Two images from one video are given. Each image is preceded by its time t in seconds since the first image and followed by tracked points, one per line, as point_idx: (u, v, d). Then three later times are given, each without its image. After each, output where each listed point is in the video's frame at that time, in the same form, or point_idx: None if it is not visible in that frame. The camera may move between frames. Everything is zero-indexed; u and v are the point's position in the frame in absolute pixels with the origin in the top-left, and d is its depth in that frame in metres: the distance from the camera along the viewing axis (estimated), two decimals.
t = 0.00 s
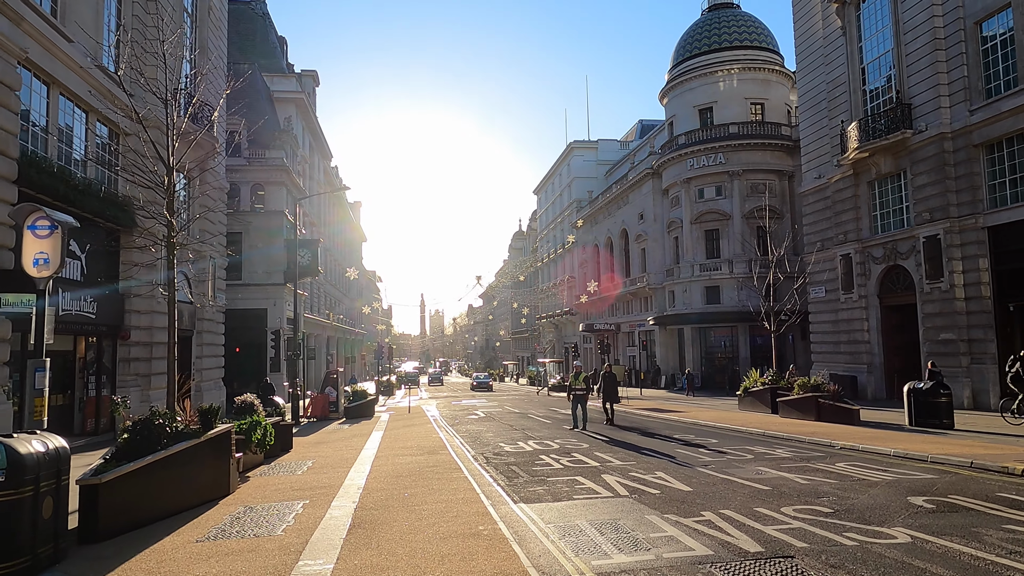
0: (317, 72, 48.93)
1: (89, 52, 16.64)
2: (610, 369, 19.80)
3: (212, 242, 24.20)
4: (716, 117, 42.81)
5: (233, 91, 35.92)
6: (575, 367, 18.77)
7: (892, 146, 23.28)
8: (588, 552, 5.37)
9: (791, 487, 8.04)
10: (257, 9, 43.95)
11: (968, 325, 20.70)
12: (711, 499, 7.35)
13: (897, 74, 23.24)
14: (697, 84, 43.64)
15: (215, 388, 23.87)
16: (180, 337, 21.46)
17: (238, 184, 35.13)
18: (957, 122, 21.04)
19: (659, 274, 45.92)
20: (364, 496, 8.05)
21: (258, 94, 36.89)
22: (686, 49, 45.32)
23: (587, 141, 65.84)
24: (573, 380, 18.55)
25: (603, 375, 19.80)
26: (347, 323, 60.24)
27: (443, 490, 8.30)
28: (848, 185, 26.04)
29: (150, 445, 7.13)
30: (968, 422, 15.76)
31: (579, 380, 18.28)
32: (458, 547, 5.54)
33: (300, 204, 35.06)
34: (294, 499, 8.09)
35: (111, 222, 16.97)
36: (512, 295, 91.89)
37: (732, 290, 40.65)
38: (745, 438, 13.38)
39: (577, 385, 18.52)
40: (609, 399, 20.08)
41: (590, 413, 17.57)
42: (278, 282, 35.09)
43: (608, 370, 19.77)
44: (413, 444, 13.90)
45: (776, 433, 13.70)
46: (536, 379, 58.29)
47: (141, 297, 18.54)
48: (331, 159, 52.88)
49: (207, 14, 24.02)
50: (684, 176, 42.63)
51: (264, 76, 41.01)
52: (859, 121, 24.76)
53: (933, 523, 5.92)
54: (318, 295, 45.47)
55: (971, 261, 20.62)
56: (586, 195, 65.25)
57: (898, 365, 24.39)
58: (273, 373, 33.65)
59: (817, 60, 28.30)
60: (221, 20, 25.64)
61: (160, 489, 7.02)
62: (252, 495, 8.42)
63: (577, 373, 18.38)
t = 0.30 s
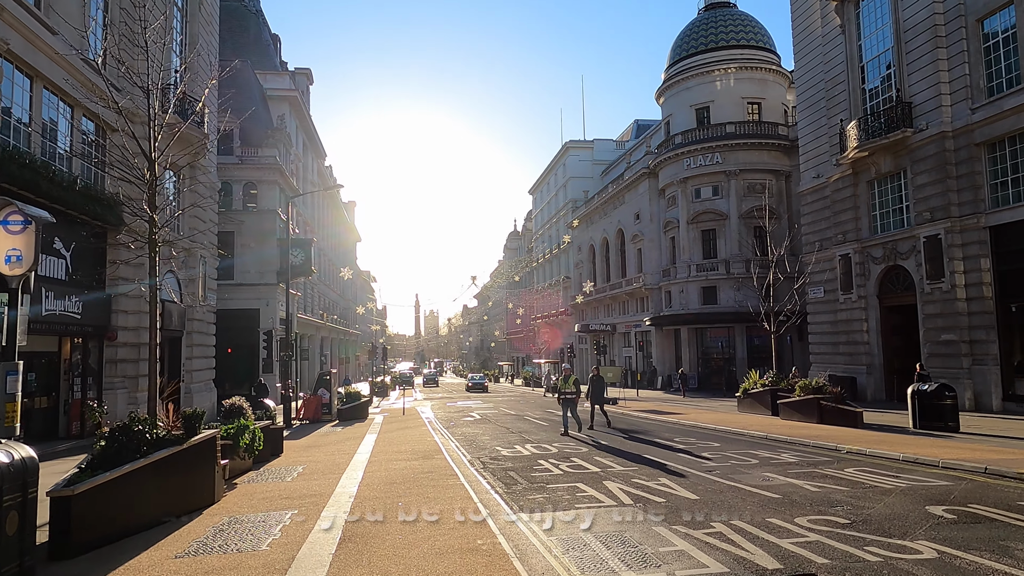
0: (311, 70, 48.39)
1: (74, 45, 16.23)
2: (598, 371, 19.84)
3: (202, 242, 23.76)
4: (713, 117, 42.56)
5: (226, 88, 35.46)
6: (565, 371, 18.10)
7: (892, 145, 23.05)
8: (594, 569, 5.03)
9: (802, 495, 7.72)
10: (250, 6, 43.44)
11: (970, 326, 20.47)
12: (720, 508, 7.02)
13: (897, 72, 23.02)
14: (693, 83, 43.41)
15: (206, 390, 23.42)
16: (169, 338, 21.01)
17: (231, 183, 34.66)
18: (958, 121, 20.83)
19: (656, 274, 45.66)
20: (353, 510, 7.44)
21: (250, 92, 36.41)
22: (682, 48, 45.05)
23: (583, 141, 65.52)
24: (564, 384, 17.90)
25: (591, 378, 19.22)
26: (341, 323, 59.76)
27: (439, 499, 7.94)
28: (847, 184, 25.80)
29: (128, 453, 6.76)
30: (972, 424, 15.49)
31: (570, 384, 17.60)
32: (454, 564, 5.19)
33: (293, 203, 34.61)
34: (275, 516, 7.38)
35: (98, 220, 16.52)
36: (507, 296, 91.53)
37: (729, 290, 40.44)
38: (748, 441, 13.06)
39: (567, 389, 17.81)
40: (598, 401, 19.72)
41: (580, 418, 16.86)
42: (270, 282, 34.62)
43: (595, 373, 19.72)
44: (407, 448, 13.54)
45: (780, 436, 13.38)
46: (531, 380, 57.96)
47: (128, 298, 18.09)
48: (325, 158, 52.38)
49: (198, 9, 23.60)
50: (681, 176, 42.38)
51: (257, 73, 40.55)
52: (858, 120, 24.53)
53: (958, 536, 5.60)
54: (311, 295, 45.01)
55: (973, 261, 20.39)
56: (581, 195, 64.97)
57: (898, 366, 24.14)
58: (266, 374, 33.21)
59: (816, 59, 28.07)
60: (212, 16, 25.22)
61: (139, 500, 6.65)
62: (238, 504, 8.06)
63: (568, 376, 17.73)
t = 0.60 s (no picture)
0: (302, 67, 47.89)
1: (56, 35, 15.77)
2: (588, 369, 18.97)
3: (191, 239, 23.30)
4: (707, 116, 42.38)
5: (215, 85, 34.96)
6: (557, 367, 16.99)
7: (889, 143, 22.89)
8: None
9: (812, 497, 7.40)
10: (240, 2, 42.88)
11: (967, 325, 20.32)
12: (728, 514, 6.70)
13: (894, 69, 22.84)
14: (687, 82, 43.25)
15: (194, 390, 22.93)
16: (156, 338, 20.54)
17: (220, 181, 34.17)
18: (956, 118, 20.67)
19: (649, 274, 45.47)
20: (352, 511, 7.32)
21: (240, 89, 35.94)
22: (676, 47, 44.85)
23: (576, 140, 65.29)
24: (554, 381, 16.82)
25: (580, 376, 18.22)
26: (333, 323, 59.25)
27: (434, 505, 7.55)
28: (843, 182, 25.61)
29: (104, 456, 6.39)
30: (974, 423, 15.27)
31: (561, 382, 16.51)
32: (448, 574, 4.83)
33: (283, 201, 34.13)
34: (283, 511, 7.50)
35: (81, 216, 16.02)
36: (499, 296, 91.18)
37: (723, 290, 40.29)
38: (749, 442, 12.77)
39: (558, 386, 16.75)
40: (584, 398, 19.17)
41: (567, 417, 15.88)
42: (261, 281, 34.09)
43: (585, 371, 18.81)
44: (399, 449, 13.17)
45: (781, 436, 13.09)
46: (524, 381, 57.64)
47: (112, 296, 17.58)
48: (317, 157, 51.89)
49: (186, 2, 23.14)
50: (675, 175, 42.18)
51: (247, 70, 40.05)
52: (855, 118, 24.34)
53: (983, 541, 5.31)
54: (303, 294, 44.54)
55: (972, 259, 20.22)
56: (575, 195, 64.75)
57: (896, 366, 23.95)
58: (256, 375, 32.73)
59: (812, 56, 27.90)
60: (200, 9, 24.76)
61: (114, 506, 6.26)
62: (224, 509, 7.68)
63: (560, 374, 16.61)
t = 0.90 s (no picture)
0: (299, 64, 47.48)
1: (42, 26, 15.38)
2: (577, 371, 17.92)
3: (184, 236, 22.91)
4: (707, 113, 42.08)
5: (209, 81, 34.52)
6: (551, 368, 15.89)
7: (892, 139, 22.63)
8: None
9: (826, 502, 7.09)
10: None
11: (971, 323, 20.08)
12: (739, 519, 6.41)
13: (898, 64, 22.57)
14: (686, 79, 42.96)
15: (187, 390, 22.54)
16: (148, 336, 20.16)
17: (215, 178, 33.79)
18: (961, 114, 20.39)
19: (648, 272, 45.21)
20: (354, 512, 7.25)
21: (234, 84, 35.53)
22: (676, 43, 44.53)
23: (574, 138, 64.94)
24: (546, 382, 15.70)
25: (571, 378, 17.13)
26: (329, 322, 58.84)
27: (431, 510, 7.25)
28: (845, 179, 25.35)
29: (83, 460, 6.06)
30: (981, 424, 15.00)
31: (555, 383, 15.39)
32: None
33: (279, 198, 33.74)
34: (285, 512, 7.34)
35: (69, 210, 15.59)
36: (496, 295, 90.85)
37: (722, 289, 40.01)
38: (754, 442, 12.47)
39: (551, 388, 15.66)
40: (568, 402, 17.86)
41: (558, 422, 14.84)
42: (256, 279, 33.66)
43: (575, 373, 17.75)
44: (396, 450, 12.85)
45: (787, 437, 12.79)
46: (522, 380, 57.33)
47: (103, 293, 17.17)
48: (313, 154, 51.46)
49: None
50: (674, 173, 41.91)
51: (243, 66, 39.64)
52: (857, 114, 24.07)
53: (1013, 551, 5.01)
54: (298, 293, 44.14)
55: (976, 257, 19.96)
56: (573, 193, 64.44)
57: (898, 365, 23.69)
58: (252, 374, 32.36)
59: (814, 52, 27.62)
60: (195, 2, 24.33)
61: (95, 511, 5.94)
62: (217, 513, 7.42)
63: (554, 375, 15.50)
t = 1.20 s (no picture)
0: (294, 62, 47.08)
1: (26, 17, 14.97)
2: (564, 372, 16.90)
3: (175, 234, 22.49)
4: (705, 112, 41.81)
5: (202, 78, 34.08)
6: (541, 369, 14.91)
7: (894, 137, 22.37)
8: None
9: (841, 508, 6.77)
10: None
11: (975, 323, 19.81)
12: (750, 527, 6.09)
13: (900, 61, 22.30)
14: (685, 78, 42.73)
15: (178, 391, 22.12)
16: (139, 336, 19.76)
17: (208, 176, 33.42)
18: (964, 111, 20.13)
19: (646, 272, 44.93)
20: (353, 512, 7.29)
21: (229, 82, 35.17)
22: (674, 41, 44.24)
23: (571, 138, 64.67)
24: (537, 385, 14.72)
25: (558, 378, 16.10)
26: (324, 322, 58.43)
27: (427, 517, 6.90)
28: (846, 178, 25.07)
29: (52, 468, 5.75)
30: (989, 425, 14.71)
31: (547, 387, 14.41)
32: None
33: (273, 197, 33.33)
34: (285, 513, 7.45)
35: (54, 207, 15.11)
36: (493, 295, 90.44)
37: (721, 289, 39.71)
38: (758, 445, 12.15)
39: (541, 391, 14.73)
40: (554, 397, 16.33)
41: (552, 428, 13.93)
42: (251, 279, 33.23)
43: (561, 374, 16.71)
44: (391, 453, 12.51)
45: (792, 439, 12.47)
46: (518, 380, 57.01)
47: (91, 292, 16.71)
48: (308, 153, 51.02)
49: None
50: (672, 172, 41.62)
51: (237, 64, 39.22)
52: (858, 111, 23.81)
53: None
54: (294, 293, 43.70)
55: (979, 256, 19.69)
56: (570, 193, 64.13)
57: (900, 365, 23.41)
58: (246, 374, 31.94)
59: (814, 49, 27.35)
60: None
61: (65, 521, 5.61)
62: (217, 514, 7.43)
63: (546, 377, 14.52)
